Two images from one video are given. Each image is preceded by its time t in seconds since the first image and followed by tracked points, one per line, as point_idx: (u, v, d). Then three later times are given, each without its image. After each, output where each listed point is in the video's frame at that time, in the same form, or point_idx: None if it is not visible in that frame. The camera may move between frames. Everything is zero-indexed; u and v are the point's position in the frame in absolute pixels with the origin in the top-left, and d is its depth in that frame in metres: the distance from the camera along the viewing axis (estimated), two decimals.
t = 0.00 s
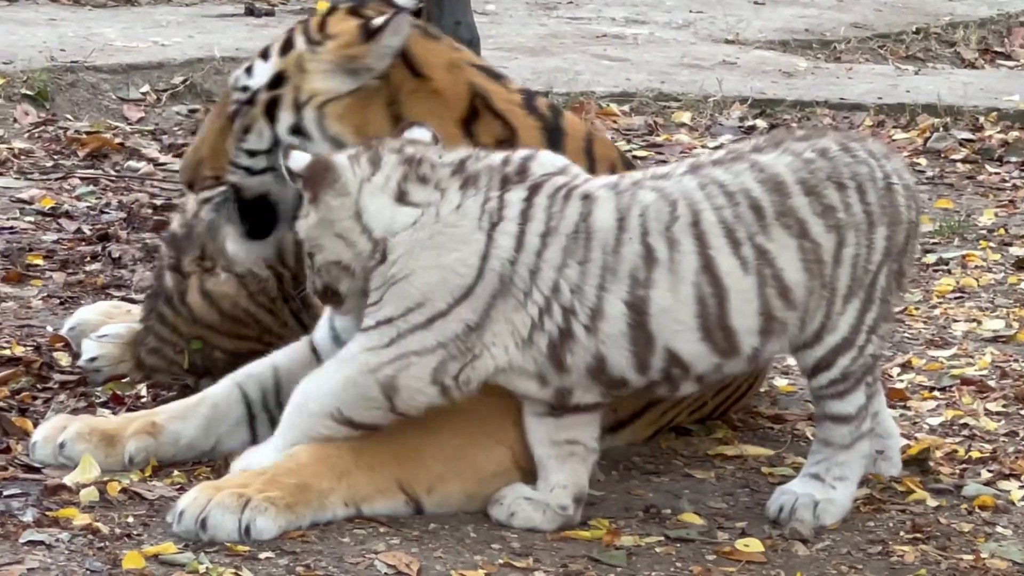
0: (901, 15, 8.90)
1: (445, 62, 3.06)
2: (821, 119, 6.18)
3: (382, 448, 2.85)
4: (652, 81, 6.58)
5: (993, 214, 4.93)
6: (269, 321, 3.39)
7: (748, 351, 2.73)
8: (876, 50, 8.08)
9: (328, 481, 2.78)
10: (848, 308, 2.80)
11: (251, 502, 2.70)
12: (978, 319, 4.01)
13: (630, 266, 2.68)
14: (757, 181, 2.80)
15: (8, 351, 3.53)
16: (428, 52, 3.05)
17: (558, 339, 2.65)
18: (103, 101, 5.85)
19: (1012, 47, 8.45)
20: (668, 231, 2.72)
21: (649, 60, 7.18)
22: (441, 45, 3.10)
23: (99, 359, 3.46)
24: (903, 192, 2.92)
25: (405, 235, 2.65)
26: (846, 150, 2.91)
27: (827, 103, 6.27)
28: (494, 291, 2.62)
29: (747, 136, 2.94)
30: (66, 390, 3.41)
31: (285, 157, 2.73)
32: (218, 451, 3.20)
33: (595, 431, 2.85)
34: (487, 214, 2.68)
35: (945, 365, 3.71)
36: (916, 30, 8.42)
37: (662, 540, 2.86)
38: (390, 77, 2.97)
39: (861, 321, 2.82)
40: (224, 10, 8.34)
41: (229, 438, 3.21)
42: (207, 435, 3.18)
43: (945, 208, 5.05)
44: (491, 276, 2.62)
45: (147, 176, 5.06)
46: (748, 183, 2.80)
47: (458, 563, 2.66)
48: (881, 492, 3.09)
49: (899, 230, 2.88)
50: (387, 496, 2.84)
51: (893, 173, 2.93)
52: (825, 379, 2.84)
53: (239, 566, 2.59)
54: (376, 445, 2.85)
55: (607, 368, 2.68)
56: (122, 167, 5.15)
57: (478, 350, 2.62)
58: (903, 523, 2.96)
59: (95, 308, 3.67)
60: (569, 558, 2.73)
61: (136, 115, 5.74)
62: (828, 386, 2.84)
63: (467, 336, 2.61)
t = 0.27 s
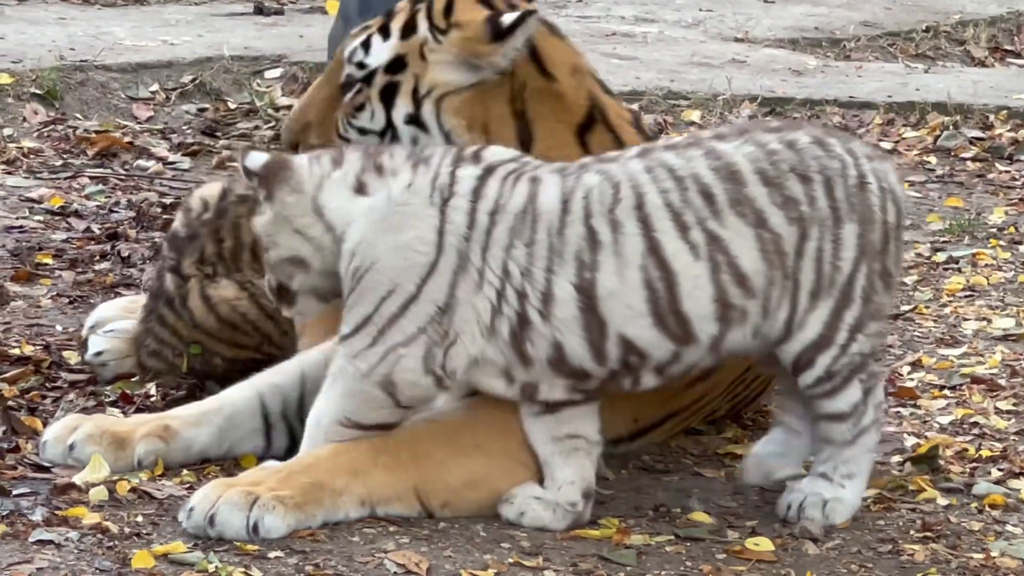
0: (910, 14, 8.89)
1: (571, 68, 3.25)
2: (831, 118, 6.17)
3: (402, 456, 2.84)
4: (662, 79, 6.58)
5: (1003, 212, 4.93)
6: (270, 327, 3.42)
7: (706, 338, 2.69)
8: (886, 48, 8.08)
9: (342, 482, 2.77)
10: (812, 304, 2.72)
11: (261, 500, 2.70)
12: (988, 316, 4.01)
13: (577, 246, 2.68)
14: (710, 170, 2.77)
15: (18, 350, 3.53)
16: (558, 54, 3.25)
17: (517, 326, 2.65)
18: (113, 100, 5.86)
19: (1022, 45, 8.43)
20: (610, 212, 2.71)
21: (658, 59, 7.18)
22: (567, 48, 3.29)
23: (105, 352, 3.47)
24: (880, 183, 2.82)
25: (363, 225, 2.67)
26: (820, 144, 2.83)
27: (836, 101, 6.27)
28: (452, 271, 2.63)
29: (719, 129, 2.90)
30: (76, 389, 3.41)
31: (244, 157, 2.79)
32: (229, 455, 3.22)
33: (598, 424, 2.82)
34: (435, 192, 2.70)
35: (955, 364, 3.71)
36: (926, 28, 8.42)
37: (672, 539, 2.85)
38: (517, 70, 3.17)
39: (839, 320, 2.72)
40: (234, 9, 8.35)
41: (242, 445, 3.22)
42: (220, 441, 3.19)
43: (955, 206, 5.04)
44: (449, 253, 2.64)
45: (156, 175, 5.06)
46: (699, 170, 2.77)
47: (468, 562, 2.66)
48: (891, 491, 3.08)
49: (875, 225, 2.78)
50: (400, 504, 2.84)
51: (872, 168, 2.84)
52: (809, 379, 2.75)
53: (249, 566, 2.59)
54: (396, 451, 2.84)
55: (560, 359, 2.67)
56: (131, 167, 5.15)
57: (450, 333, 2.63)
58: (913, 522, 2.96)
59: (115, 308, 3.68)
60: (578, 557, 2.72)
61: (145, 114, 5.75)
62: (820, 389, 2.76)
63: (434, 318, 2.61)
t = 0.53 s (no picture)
0: (916, 13, 8.89)
1: (614, 87, 3.20)
2: (836, 118, 6.17)
3: (408, 455, 2.85)
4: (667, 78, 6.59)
5: (1008, 211, 4.92)
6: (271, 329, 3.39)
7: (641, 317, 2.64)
8: (891, 47, 8.07)
9: (347, 480, 2.78)
10: (760, 299, 2.68)
11: (263, 500, 2.70)
12: (994, 315, 4.01)
13: (501, 208, 2.67)
14: (643, 148, 2.75)
15: (23, 350, 3.53)
16: (602, 70, 3.22)
17: (446, 288, 2.63)
18: (118, 100, 5.86)
19: None
20: (534, 177, 2.70)
21: (663, 58, 7.18)
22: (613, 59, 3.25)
23: (109, 352, 3.47)
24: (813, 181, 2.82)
25: (306, 198, 2.71)
26: (757, 140, 2.83)
27: (842, 100, 6.27)
28: (384, 233, 2.64)
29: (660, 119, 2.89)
30: (81, 389, 3.41)
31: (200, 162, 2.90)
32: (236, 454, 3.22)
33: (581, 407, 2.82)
34: (367, 154, 2.73)
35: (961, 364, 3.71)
36: (931, 27, 8.42)
37: (677, 537, 2.83)
38: (551, 79, 3.22)
39: (794, 317, 2.69)
40: (239, 9, 8.36)
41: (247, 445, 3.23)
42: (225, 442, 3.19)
43: (960, 205, 5.04)
44: (380, 213, 2.66)
45: (161, 175, 5.06)
46: (630, 147, 2.75)
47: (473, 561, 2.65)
48: (897, 491, 3.08)
49: (817, 221, 2.77)
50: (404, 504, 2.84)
51: (807, 168, 2.85)
52: (779, 380, 2.73)
53: (255, 566, 2.59)
54: (402, 451, 2.85)
55: (489, 324, 2.64)
56: (137, 167, 5.15)
57: (389, 296, 2.63)
58: (919, 522, 2.95)
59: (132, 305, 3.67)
60: (583, 557, 2.71)
61: (151, 114, 5.76)
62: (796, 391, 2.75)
63: (374, 281, 2.63)
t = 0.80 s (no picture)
0: (918, 11, 8.88)
1: (596, 65, 3.21)
2: (837, 116, 6.17)
3: (411, 456, 2.85)
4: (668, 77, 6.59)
5: (1009, 210, 4.92)
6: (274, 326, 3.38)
7: (570, 315, 2.61)
8: (892, 46, 8.07)
9: (348, 479, 2.78)
10: (689, 299, 2.61)
11: (264, 498, 2.70)
12: (995, 313, 4.01)
13: (433, 200, 2.66)
14: (581, 143, 2.72)
15: (25, 349, 3.54)
16: (581, 48, 3.24)
17: (382, 280, 2.63)
18: (120, 100, 5.87)
19: None
20: (470, 169, 2.68)
21: (664, 56, 7.19)
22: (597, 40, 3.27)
23: (111, 351, 3.46)
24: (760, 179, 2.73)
25: (255, 193, 2.76)
26: (703, 139, 2.76)
27: (843, 99, 6.27)
28: (323, 221, 2.65)
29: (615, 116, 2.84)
30: (84, 388, 3.41)
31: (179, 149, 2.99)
32: (240, 452, 3.22)
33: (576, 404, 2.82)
34: (304, 148, 2.73)
35: (963, 362, 3.71)
36: (933, 26, 8.41)
37: (678, 536, 2.83)
38: (532, 57, 3.21)
39: (726, 317, 2.60)
40: (240, 8, 8.37)
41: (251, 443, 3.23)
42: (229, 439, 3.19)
43: (962, 203, 5.04)
44: (318, 203, 2.67)
45: (163, 174, 5.06)
46: (568, 139, 2.73)
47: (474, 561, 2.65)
48: (899, 489, 3.08)
49: (758, 220, 2.68)
50: (406, 505, 2.84)
51: (758, 166, 2.76)
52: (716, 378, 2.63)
53: (256, 565, 2.59)
54: (405, 452, 2.85)
55: (425, 317, 2.64)
56: (139, 166, 5.16)
57: (331, 288, 2.64)
58: (921, 520, 2.95)
59: (139, 305, 3.66)
60: (585, 557, 2.71)
61: (153, 114, 5.76)
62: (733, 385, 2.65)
63: (318, 270, 2.65)
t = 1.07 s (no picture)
0: (916, 12, 8.88)
1: (572, 56, 3.19)
2: (836, 117, 6.17)
3: (409, 458, 2.85)
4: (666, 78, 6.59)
5: (1008, 211, 4.92)
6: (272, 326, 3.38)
7: (533, 320, 2.62)
8: (891, 47, 8.06)
9: (345, 482, 2.78)
10: (638, 292, 2.58)
11: (261, 500, 2.70)
12: (994, 314, 4.00)
13: (404, 211, 2.68)
14: (538, 148, 2.70)
15: (23, 350, 3.54)
16: (559, 44, 3.23)
17: (361, 288, 2.67)
18: (118, 101, 5.87)
19: None
20: (436, 180, 2.69)
21: (663, 57, 7.18)
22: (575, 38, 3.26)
23: (107, 353, 3.46)
24: (729, 177, 2.66)
25: (240, 191, 2.81)
26: (668, 136, 2.70)
27: (841, 100, 6.27)
28: (306, 220, 2.71)
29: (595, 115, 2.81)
30: (81, 390, 3.41)
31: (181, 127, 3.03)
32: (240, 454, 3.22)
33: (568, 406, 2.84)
34: (289, 145, 2.78)
35: (961, 363, 3.70)
36: (931, 26, 8.41)
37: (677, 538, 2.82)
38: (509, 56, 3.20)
39: (668, 313, 2.57)
40: (238, 9, 8.36)
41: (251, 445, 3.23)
42: (229, 442, 3.20)
43: (961, 204, 5.04)
44: (301, 201, 2.72)
45: (161, 176, 5.06)
46: (525, 146, 2.71)
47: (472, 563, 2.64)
48: (897, 491, 3.08)
49: (718, 221, 2.62)
50: (405, 507, 2.83)
51: (730, 164, 2.68)
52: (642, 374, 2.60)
53: (255, 566, 2.59)
54: (403, 453, 2.85)
55: (401, 327, 2.68)
56: (137, 167, 5.16)
57: (311, 288, 2.69)
58: (919, 522, 2.95)
59: (133, 306, 3.66)
60: (584, 559, 2.71)
61: (151, 115, 5.76)
62: (653, 388, 2.60)
63: (301, 267, 2.70)
